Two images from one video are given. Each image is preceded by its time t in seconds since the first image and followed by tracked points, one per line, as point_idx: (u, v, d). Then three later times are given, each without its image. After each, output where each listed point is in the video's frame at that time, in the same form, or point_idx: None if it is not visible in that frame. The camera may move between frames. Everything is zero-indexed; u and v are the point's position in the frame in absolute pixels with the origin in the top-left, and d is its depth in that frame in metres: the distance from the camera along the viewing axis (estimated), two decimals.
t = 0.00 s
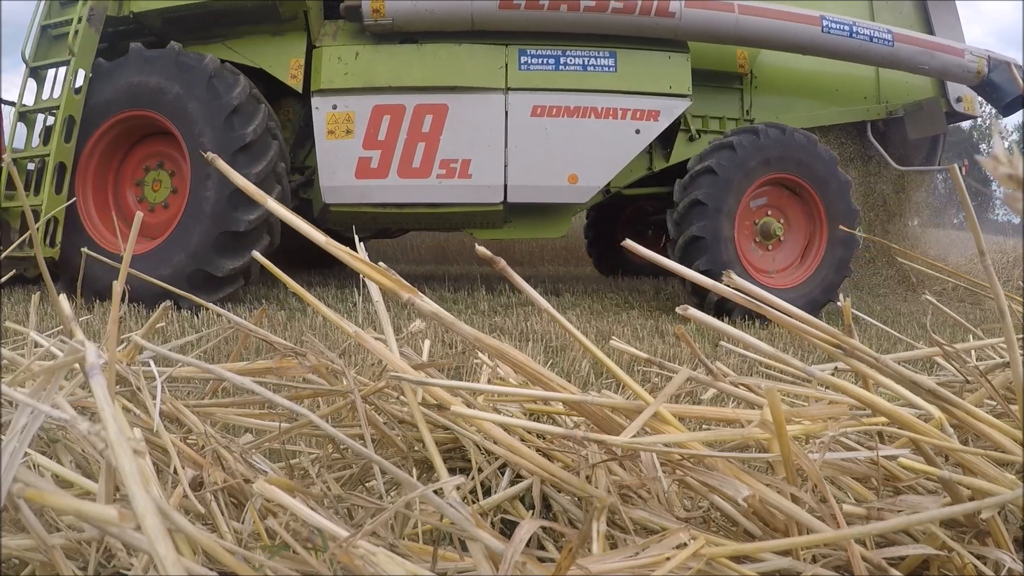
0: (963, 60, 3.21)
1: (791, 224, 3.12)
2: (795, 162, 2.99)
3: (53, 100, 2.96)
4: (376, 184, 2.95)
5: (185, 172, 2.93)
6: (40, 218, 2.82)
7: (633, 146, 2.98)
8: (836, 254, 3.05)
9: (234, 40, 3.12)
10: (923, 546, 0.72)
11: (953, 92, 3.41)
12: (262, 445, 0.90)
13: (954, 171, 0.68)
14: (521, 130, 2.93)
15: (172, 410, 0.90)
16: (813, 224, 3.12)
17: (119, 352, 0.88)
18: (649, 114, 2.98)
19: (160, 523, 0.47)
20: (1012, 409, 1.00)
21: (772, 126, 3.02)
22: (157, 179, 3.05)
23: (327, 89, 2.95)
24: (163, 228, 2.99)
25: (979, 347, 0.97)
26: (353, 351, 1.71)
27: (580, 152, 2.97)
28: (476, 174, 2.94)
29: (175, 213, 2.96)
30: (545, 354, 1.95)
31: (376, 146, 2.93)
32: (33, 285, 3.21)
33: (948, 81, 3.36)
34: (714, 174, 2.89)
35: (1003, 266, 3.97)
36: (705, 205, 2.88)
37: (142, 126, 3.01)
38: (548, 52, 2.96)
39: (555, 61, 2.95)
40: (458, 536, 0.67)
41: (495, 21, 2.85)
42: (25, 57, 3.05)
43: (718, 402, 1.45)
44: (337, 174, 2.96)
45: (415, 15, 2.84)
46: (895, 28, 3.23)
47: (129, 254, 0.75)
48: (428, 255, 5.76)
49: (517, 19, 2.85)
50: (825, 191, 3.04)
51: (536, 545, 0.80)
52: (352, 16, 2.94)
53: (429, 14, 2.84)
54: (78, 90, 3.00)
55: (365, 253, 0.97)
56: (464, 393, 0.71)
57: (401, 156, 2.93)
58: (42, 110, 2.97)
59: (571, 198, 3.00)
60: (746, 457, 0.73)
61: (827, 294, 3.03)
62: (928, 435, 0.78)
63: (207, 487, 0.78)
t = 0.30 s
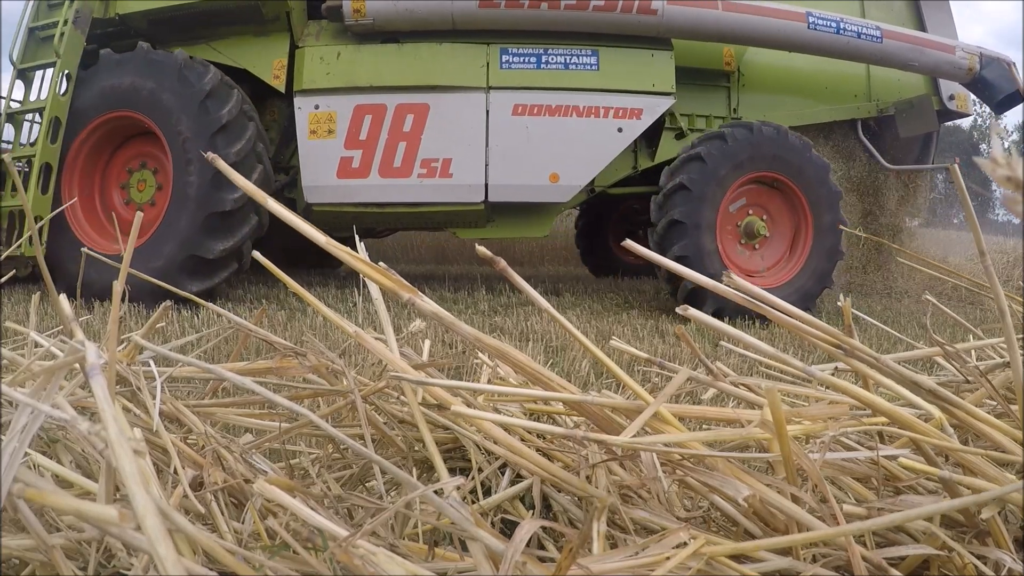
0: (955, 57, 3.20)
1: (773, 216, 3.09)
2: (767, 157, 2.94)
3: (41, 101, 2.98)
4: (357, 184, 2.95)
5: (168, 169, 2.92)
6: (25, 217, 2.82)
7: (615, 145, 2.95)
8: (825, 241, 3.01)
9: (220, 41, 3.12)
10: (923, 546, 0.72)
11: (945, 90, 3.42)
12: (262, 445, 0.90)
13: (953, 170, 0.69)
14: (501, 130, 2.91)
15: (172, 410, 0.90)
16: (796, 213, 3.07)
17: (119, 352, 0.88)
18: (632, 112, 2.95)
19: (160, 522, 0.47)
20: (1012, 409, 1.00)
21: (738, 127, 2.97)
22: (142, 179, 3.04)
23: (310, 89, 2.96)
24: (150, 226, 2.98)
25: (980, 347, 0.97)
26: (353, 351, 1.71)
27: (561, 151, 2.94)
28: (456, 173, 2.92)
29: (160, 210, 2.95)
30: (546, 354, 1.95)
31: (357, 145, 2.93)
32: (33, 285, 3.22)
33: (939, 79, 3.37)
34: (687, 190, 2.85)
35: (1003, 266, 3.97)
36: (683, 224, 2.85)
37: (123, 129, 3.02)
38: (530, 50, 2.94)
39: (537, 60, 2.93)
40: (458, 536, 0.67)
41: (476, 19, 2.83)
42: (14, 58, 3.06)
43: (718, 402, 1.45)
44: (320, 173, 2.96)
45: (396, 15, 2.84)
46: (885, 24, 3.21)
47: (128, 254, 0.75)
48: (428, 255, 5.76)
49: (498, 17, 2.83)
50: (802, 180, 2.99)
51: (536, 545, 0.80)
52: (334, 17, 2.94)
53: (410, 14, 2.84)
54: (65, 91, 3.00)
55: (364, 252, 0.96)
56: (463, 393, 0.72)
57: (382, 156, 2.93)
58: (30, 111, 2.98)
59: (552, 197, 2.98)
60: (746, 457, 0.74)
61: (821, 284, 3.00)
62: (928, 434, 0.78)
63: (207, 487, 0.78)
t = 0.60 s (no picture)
0: (948, 54, 3.16)
1: (757, 212, 3.01)
2: (743, 157, 2.86)
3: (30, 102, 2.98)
4: (341, 184, 2.95)
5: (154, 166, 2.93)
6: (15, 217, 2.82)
7: (600, 144, 2.93)
8: (813, 230, 2.93)
9: (207, 42, 3.13)
10: (923, 547, 0.72)
11: (939, 88, 3.39)
12: (262, 445, 0.90)
13: (952, 174, 0.69)
14: (485, 130, 2.90)
15: (172, 410, 0.90)
16: (780, 205, 2.99)
17: (119, 352, 0.88)
18: (618, 111, 2.92)
19: (161, 523, 0.47)
20: (1012, 410, 1.00)
21: (710, 130, 2.90)
22: (130, 180, 3.05)
23: (295, 89, 2.97)
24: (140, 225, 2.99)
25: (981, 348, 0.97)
26: (352, 351, 1.71)
27: (544, 151, 2.92)
28: (440, 172, 2.92)
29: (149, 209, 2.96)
30: (545, 354, 1.95)
31: (342, 145, 2.94)
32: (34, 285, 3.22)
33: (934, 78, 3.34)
34: (668, 205, 2.82)
35: (1003, 267, 3.97)
36: (668, 240, 2.81)
37: (107, 132, 3.03)
38: (515, 49, 2.92)
39: (521, 59, 2.92)
40: (459, 537, 0.67)
41: (459, 19, 2.83)
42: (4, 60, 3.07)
43: (718, 402, 1.45)
44: (305, 173, 2.97)
45: (380, 15, 2.85)
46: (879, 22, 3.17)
47: (128, 254, 0.75)
48: (428, 255, 5.76)
49: (481, 16, 2.82)
50: (782, 173, 2.91)
51: (536, 546, 0.80)
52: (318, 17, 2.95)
53: (394, 14, 2.84)
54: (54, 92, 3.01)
55: (363, 251, 0.96)
56: (462, 394, 0.72)
57: (367, 155, 2.93)
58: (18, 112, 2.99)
59: (536, 197, 2.96)
60: (746, 457, 0.74)
61: (816, 274, 2.92)
62: (928, 435, 0.78)
63: (207, 487, 0.78)
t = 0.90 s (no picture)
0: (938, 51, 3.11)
1: (738, 207, 2.97)
2: (713, 157, 2.81)
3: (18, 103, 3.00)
4: (323, 184, 2.95)
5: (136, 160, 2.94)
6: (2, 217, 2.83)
7: (583, 144, 2.90)
8: (797, 214, 2.90)
9: (193, 43, 3.16)
10: (923, 547, 0.72)
11: (930, 85, 3.35)
12: (262, 445, 0.90)
13: (952, 173, 0.68)
14: (466, 128, 2.88)
15: (172, 410, 0.90)
16: (759, 195, 2.95)
17: (119, 352, 0.88)
18: (600, 109, 2.90)
19: (160, 523, 0.47)
20: (1013, 410, 1.00)
21: (676, 134, 2.84)
22: (116, 180, 3.06)
23: (278, 89, 2.97)
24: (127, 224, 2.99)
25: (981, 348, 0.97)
26: (352, 351, 1.71)
27: (526, 150, 2.90)
28: (422, 171, 2.90)
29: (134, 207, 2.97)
30: (545, 354, 1.95)
31: (324, 145, 2.93)
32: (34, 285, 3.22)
33: (926, 74, 3.30)
34: (647, 223, 2.77)
35: (1003, 267, 3.97)
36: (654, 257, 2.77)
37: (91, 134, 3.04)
38: (496, 48, 2.91)
39: (503, 58, 2.90)
40: (458, 537, 0.67)
41: (440, 19, 2.83)
42: None
43: (719, 402, 1.45)
44: (288, 172, 2.96)
45: (361, 15, 2.84)
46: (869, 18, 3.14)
47: (128, 253, 0.75)
48: (428, 255, 5.75)
49: (462, 15, 2.81)
50: (755, 164, 2.86)
51: (536, 546, 0.80)
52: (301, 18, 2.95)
53: (375, 14, 2.84)
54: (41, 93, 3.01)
55: (363, 250, 0.96)
56: (462, 394, 0.72)
57: (348, 155, 2.93)
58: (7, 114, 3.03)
59: (516, 195, 2.93)
60: (747, 457, 0.73)
61: (806, 258, 2.90)
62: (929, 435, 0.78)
63: (207, 487, 0.78)
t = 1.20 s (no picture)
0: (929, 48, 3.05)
1: (720, 203, 2.94)
2: (689, 160, 2.76)
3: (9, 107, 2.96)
4: (309, 184, 2.94)
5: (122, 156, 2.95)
6: None
7: (567, 143, 2.87)
8: (781, 202, 2.88)
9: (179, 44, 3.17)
10: (924, 547, 0.72)
11: (923, 82, 3.33)
12: (263, 445, 0.90)
13: (953, 173, 0.68)
14: (449, 129, 2.86)
15: (172, 410, 0.90)
16: (741, 188, 2.92)
17: (119, 352, 0.88)
18: (585, 108, 2.87)
19: (160, 523, 0.47)
20: (1013, 410, 1.00)
21: (648, 143, 2.79)
22: (104, 181, 3.07)
23: (264, 91, 2.98)
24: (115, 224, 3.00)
25: (981, 348, 0.97)
26: (352, 351, 1.71)
27: (509, 150, 2.87)
28: (405, 172, 2.89)
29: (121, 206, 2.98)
30: (546, 354, 1.95)
31: (310, 146, 2.93)
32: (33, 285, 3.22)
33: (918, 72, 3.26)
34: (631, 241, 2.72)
35: (1003, 267, 3.97)
36: (644, 272, 2.72)
37: (78, 138, 3.06)
38: (480, 48, 2.88)
39: (487, 58, 2.88)
40: (459, 537, 0.67)
41: (423, 19, 2.81)
42: None
43: (719, 402, 1.45)
44: (273, 174, 2.96)
45: (344, 15, 2.83)
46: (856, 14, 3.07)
47: (128, 253, 0.75)
48: (428, 255, 5.75)
49: (445, 15, 2.80)
50: (732, 159, 2.82)
51: (536, 546, 0.80)
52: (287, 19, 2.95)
53: (358, 14, 2.82)
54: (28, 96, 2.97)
55: (364, 250, 0.96)
56: (463, 393, 0.72)
57: (333, 156, 2.92)
58: None
59: (501, 195, 2.91)
60: (747, 458, 0.73)
61: (795, 244, 2.89)
62: (928, 435, 0.78)
63: (207, 487, 0.78)
